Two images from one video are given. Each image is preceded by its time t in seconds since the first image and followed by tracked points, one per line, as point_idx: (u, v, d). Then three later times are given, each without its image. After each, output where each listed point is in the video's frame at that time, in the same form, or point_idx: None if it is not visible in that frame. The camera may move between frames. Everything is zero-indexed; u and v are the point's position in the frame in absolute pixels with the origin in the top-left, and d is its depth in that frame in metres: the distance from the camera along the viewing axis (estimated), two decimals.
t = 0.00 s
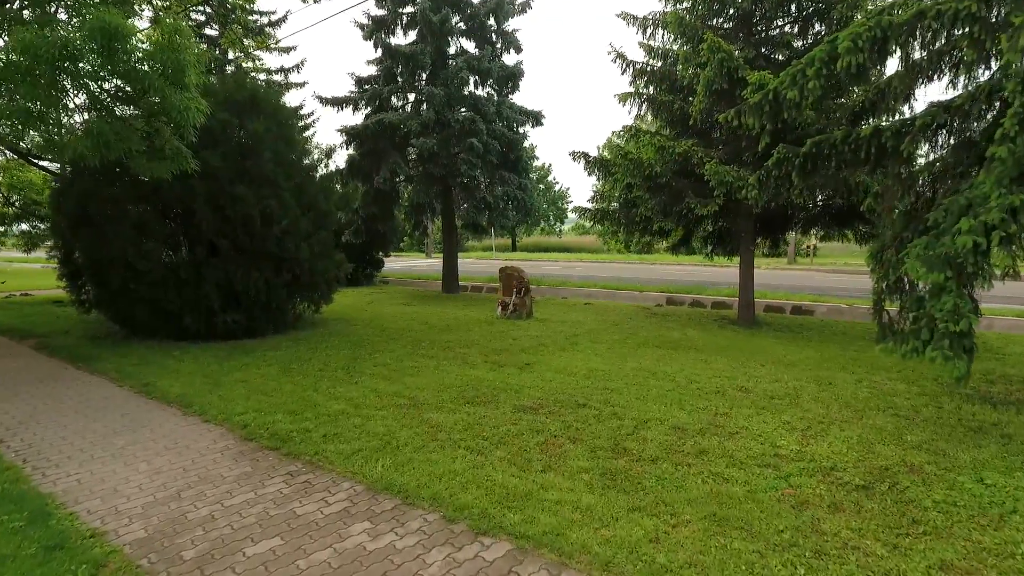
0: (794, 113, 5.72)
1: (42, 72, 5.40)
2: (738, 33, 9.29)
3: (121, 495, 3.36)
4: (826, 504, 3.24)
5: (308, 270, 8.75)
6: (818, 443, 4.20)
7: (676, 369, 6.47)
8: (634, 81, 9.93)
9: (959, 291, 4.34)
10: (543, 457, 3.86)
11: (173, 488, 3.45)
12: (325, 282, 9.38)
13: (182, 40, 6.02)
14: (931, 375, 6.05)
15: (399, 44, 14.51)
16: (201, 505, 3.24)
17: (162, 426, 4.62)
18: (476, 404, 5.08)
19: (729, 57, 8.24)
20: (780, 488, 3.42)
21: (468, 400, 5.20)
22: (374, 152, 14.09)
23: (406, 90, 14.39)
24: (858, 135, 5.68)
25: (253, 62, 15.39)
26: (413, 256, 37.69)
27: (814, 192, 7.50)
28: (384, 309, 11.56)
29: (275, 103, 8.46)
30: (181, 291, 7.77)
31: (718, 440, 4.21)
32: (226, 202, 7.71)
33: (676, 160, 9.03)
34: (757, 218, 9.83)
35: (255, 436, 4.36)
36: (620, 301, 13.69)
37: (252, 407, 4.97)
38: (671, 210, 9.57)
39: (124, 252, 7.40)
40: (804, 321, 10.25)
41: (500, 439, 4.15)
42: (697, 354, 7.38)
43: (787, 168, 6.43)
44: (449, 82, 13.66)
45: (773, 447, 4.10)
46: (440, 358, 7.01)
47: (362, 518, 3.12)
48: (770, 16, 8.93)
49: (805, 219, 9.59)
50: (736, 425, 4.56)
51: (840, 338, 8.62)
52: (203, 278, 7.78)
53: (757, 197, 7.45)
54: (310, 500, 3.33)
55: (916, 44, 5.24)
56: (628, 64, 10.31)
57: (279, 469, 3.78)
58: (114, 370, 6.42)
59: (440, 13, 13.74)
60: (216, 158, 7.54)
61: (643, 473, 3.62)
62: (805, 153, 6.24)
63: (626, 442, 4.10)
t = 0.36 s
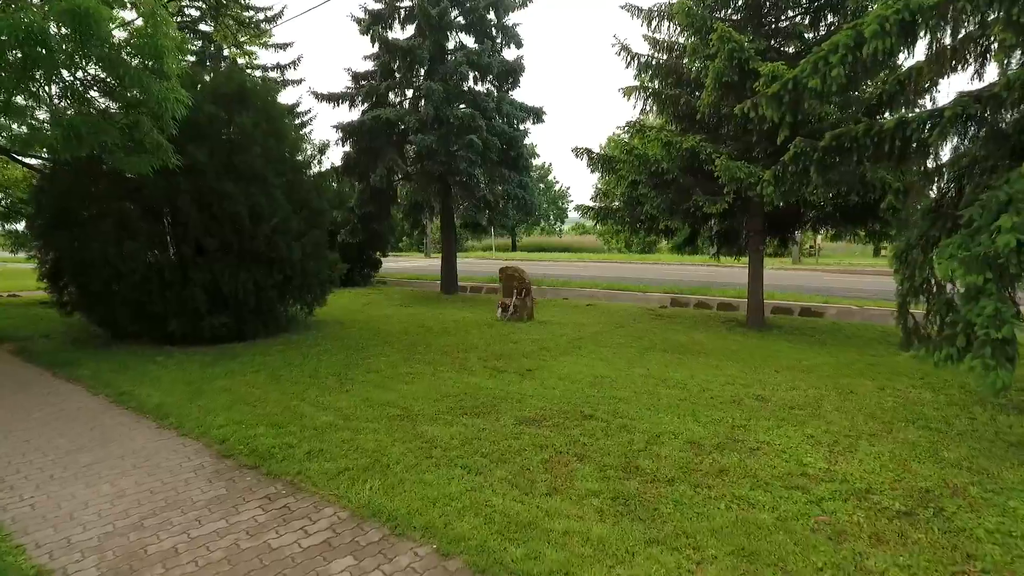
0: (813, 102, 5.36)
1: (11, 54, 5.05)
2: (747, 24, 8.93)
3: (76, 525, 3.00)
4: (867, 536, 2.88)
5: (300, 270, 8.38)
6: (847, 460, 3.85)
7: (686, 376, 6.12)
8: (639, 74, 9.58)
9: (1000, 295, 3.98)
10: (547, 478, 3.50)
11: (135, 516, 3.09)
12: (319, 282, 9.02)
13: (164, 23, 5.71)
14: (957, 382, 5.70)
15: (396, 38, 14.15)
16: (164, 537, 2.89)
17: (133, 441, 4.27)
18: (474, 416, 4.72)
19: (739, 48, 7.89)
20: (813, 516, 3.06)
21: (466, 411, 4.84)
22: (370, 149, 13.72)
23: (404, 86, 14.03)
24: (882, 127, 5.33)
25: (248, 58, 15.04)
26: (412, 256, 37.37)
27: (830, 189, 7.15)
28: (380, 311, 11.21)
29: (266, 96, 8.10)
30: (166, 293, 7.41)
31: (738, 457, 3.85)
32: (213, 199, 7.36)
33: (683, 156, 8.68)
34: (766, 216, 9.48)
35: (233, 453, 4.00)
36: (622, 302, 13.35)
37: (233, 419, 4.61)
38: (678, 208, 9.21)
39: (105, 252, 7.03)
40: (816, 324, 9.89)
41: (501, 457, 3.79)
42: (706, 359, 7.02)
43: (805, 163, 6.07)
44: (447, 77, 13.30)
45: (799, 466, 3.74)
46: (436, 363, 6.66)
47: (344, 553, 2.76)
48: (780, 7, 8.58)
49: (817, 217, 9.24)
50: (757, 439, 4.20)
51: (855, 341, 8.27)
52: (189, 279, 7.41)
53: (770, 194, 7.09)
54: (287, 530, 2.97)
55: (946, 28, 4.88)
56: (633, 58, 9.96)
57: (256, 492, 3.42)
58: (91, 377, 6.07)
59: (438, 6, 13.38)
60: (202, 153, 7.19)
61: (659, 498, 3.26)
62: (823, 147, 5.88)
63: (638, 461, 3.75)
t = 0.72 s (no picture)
0: (836, 91, 5.00)
1: None
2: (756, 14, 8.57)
3: (18, 563, 2.65)
4: None
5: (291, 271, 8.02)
6: (883, 482, 3.49)
7: (698, 384, 5.76)
8: (644, 67, 9.22)
9: None
10: (552, 503, 3.14)
11: (87, 551, 2.73)
12: (311, 284, 8.65)
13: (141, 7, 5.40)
14: (987, 391, 5.34)
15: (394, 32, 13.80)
16: None
17: (100, 458, 3.91)
18: (472, 430, 4.36)
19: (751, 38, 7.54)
20: (855, 552, 2.70)
21: (463, 423, 4.48)
22: (366, 146, 13.36)
23: (401, 82, 13.70)
24: (909, 118, 4.98)
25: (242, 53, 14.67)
26: (412, 255, 37.02)
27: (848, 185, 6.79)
28: (376, 313, 10.85)
29: (255, 89, 7.74)
30: (149, 296, 7.05)
31: (764, 479, 3.49)
32: (199, 196, 7.00)
33: (691, 151, 8.32)
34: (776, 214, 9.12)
35: (206, 473, 3.63)
36: (625, 303, 12.98)
37: (210, 433, 4.25)
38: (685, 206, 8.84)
39: (84, 252, 6.68)
40: (827, 326, 9.53)
41: (500, 479, 3.43)
42: (716, 365, 6.66)
43: (825, 157, 5.71)
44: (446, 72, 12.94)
45: (831, 489, 3.38)
46: (433, 369, 6.30)
47: None
48: None
49: (829, 215, 8.88)
50: (780, 457, 3.83)
51: (871, 345, 7.91)
52: (173, 281, 7.06)
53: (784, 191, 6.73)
54: (259, 568, 2.62)
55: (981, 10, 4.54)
56: (638, 50, 9.60)
57: (228, 521, 3.07)
58: (66, 385, 5.71)
59: None
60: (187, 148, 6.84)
61: (679, 528, 2.90)
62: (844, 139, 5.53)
63: (652, 483, 3.39)
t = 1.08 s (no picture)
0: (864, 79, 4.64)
1: None
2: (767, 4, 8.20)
3: None
4: None
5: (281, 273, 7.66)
6: (928, 512, 3.13)
7: (711, 394, 5.39)
8: (650, 60, 8.86)
9: None
10: (560, 540, 2.78)
11: None
12: (302, 286, 8.28)
13: None
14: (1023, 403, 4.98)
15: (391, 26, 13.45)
16: None
17: (60, 482, 3.55)
18: (470, 449, 3.99)
19: (763, 29, 7.18)
20: None
21: (460, 441, 4.12)
22: (362, 143, 12.99)
23: (398, 77, 13.34)
24: (940, 109, 4.62)
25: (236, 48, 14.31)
26: (411, 255, 36.68)
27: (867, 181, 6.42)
28: (371, 316, 10.48)
29: (242, 83, 7.38)
30: (129, 299, 6.68)
31: (796, 508, 3.12)
32: (182, 194, 6.64)
33: (700, 147, 7.96)
34: (787, 214, 8.75)
35: (175, 500, 3.27)
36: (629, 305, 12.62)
37: (183, 453, 3.88)
38: (693, 204, 8.46)
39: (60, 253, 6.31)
40: (840, 330, 9.17)
41: (502, 510, 3.07)
42: (729, 373, 6.30)
43: (848, 150, 5.33)
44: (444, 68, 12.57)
45: (872, 520, 3.02)
46: (428, 378, 5.94)
47: None
48: None
49: (843, 214, 8.51)
50: (811, 482, 3.47)
51: (888, 350, 7.54)
52: (155, 284, 6.69)
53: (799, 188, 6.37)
54: None
55: None
56: (643, 43, 9.25)
57: (191, 560, 2.71)
58: (37, 396, 5.35)
59: None
60: (169, 144, 6.48)
61: (706, 572, 2.54)
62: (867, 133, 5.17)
63: (671, 515, 3.02)
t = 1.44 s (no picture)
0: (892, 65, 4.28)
1: None
2: None
3: None
4: None
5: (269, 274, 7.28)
6: (982, 547, 2.77)
7: (726, 405, 5.03)
8: (655, 53, 8.50)
9: None
10: None
11: None
12: (292, 288, 7.93)
13: None
14: None
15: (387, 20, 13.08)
16: None
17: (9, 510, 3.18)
18: (466, 469, 3.62)
19: (776, 16, 6.81)
20: None
21: (456, 459, 3.76)
22: (358, 140, 12.63)
23: (396, 73, 12.99)
24: (976, 98, 4.26)
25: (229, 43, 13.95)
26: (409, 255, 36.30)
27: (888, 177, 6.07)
28: (366, 318, 10.11)
29: (228, 75, 7.03)
30: (107, 302, 6.31)
31: (834, 544, 2.76)
32: (163, 192, 6.28)
33: (709, 142, 7.59)
34: (798, 212, 8.39)
35: (134, 532, 2.90)
36: (632, 306, 12.25)
37: (150, 473, 3.52)
38: (700, 202, 8.10)
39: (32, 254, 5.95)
40: (853, 333, 8.80)
41: (501, 547, 2.71)
42: (741, 380, 5.94)
43: (872, 143, 4.97)
44: (441, 62, 12.21)
45: (922, 557, 2.66)
46: (423, 387, 5.58)
47: None
48: None
49: (857, 213, 8.15)
50: (847, 510, 3.11)
51: (907, 355, 7.18)
52: (135, 285, 6.32)
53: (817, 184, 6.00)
54: None
55: None
56: (648, 34, 8.89)
57: None
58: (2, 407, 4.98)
59: None
60: (149, 139, 6.12)
61: None
62: (893, 125, 4.80)
63: (693, 552, 2.67)
